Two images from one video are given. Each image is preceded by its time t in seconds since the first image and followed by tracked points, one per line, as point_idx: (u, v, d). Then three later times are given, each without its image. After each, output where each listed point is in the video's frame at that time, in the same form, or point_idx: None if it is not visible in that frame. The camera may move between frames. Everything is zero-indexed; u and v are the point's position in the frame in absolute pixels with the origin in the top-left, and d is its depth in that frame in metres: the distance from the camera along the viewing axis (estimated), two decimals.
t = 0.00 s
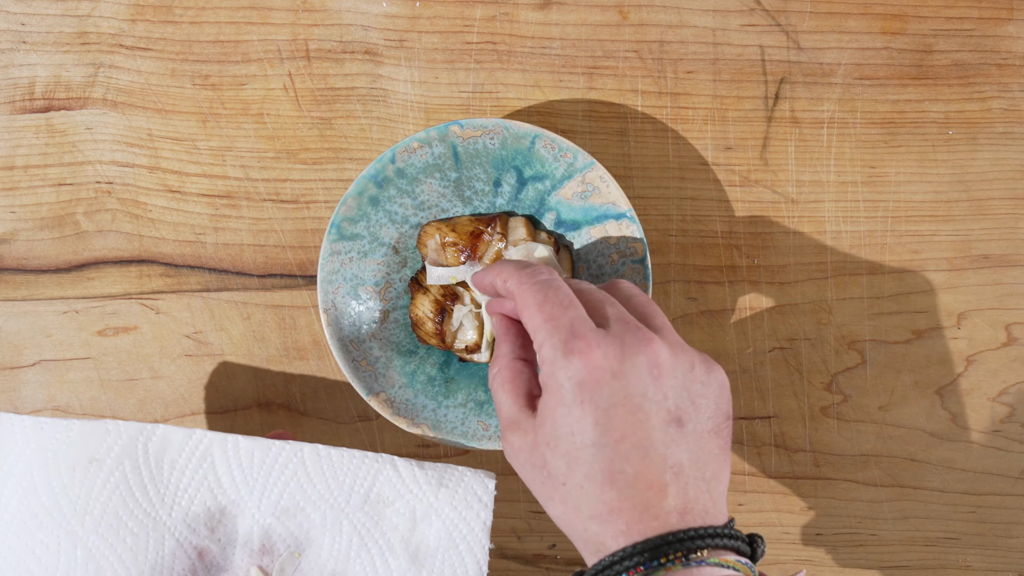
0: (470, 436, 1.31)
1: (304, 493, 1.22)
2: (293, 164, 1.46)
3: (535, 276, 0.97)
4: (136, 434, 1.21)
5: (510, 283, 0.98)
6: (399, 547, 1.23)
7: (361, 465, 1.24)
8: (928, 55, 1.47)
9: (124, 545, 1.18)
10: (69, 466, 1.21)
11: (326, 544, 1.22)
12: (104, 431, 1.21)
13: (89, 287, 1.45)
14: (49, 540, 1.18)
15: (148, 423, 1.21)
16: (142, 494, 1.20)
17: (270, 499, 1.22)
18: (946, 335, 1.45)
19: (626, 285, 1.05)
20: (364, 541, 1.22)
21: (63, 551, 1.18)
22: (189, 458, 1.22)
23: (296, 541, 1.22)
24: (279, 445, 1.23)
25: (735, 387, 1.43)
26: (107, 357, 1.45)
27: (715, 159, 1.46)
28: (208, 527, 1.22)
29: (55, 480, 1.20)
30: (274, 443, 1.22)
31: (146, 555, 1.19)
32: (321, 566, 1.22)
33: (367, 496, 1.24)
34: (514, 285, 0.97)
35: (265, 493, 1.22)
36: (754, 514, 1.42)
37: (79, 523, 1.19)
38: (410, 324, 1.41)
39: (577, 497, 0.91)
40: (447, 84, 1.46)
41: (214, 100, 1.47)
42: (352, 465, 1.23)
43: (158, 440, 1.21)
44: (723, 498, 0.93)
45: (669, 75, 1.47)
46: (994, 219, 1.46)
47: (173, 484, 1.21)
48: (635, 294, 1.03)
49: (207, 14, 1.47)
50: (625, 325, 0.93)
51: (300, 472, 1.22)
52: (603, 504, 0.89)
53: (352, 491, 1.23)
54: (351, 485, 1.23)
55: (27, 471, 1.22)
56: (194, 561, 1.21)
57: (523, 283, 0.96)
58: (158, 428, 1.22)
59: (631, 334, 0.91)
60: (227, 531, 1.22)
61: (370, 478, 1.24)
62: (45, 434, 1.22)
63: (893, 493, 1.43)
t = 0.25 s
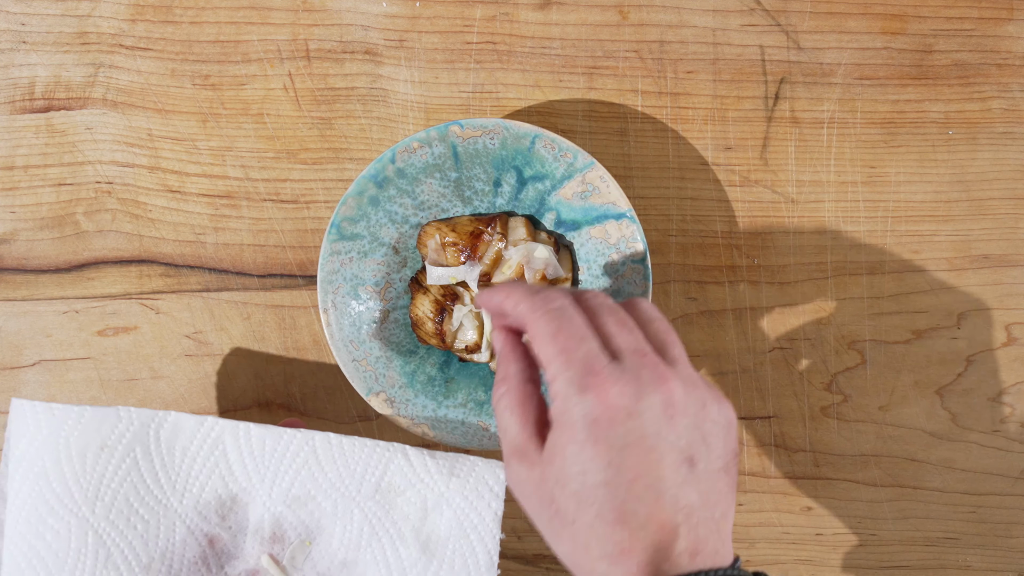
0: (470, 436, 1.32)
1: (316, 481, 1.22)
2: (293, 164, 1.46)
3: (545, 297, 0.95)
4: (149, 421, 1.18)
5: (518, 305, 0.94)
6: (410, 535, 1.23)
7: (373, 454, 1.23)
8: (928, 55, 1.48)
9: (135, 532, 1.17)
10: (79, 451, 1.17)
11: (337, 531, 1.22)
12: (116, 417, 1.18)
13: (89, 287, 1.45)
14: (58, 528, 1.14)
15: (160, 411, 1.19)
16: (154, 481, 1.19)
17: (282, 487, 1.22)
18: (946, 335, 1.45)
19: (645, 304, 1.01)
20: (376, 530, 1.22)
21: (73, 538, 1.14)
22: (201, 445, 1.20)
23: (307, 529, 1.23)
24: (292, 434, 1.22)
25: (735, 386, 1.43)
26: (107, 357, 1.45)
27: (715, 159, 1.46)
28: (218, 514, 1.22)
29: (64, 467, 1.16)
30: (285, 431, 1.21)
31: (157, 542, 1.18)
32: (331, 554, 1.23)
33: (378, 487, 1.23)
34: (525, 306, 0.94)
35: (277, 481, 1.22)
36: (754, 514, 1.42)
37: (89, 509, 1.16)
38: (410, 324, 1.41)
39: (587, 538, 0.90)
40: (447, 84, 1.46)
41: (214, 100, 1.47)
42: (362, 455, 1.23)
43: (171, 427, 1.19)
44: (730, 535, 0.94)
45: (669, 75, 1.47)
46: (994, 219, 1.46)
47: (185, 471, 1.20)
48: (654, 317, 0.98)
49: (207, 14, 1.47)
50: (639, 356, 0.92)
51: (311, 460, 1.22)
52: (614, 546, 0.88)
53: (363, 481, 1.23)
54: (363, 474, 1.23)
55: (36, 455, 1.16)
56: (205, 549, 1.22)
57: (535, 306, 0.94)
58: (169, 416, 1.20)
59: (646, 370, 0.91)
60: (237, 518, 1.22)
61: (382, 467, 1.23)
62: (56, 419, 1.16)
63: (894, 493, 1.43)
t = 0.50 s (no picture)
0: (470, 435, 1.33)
1: (338, 450, 1.09)
2: (294, 164, 1.46)
3: (394, 524, 0.93)
4: (162, 397, 1.13)
5: (361, 472, 0.98)
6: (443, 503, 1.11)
7: (394, 419, 1.09)
8: (928, 55, 1.48)
9: (153, 508, 1.10)
10: (93, 429, 1.13)
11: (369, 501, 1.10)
12: (130, 394, 1.14)
13: (89, 287, 1.45)
14: (77, 508, 1.11)
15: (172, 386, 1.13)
16: (170, 455, 1.11)
17: (303, 456, 1.10)
18: (946, 335, 1.45)
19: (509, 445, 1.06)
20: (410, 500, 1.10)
21: (90, 517, 1.10)
22: (220, 418, 1.11)
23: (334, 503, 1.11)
24: (311, 402, 1.11)
25: (735, 386, 1.43)
26: (107, 357, 1.44)
27: (715, 159, 1.46)
28: (240, 487, 1.11)
29: (81, 444, 1.13)
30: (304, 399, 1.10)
31: (176, 518, 1.10)
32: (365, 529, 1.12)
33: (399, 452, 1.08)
34: (349, 532, 0.93)
35: (298, 449, 1.10)
36: (755, 514, 1.42)
37: (106, 488, 1.11)
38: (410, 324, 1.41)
39: None
40: (447, 85, 1.46)
41: (214, 100, 1.47)
42: (384, 420, 1.10)
43: (186, 401, 1.12)
44: None
45: (669, 75, 1.47)
46: (994, 219, 1.46)
47: (203, 445, 1.11)
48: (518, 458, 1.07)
49: (207, 14, 1.47)
50: (482, 514, 0.92)
51: (331, 428, 1.10)
52: None
53: (384, 448, 1.09)
54: (383, 444, 1.09)
55: (52, 434, 1.13)
56: (226, 523, 1.11)
57: (395, 488, 0.94)
58: (186, 390, 1.13)
59: (454, 539, 0.89)
60: (260, 491, 1.11)
61: (402, 432, 1.09)
62: (69, 398, 1.14)
63: (894, 493, 1.43)
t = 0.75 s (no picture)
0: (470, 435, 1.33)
1: (368, 451, 1.11)
2: (293, 164, 1.46)
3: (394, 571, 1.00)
4: (199, 391, 1.12)
5: (363, 512, 1.04)
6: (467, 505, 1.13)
7: (424, 421, 1.12)
8: (928, 55, 1.48)
9: (183, 501, 1.10)
10: (128, 419, 1.12)
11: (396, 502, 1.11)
12: (165, 386, 1.13)
13: (89, 287, 1.45)
14: (108, 495, 1.11)
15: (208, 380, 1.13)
16: (202, 450, 1.11)
17: (332, 457, 1.11)
18: (946, 334, 1.45)
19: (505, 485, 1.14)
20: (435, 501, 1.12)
21: (121, 505, 1.10)
22: (252, 416, 1.11)
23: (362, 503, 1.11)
24: (342, 402, 1.12)
25: (735, 387, 1.43)
26: (106, 357, 1.44)
27: (715, 159, 1.46)
28: (269, 485, 1.11)
29: (116, 433, 1.12)
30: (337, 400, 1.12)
31: (206, 511, 1.10)
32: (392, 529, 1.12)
33: (431, 455, 1.12)
34: None
35: (329, 449, 1.11)
36: (755, 514, 1.42)
37: (138, 477, 1.11)
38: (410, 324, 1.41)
39: None
40: (447, 85, 1.46)
41: (214, 100, 1.47)
42: (414, 423, 1.12)
43: (220, 397, 1.12)
44: None
45: (669, 75, 1.47)
46: (994, 219, 1.46)
47: (235, 441, 1.11)
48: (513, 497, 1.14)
49: (207, 14, 1.47)
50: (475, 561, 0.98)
51: (362, 428, 1.11)
52: None
53: (414, 450, 1.12)
54: (414, 445, 1.12)
55: (86, 423, 1.12)
56: (255, 520, 1.11)
57: (395, 535, 1.00)
58: (220, 386, 1.13)
59: None
60: (289, 490, 1.12)
61: (433, 435, 1.13)
62: (105, 388, 1.13)
63: (894, 493, 1.43)
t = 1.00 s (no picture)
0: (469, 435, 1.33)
1: (405, 459, 1.12)
2: (293, 164, 1.46)
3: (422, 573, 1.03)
4: (241, 387, 1.12)
5: (400, 509, 1.07)
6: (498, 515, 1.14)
7: (463, 431, 1.13)
8: (928, 55, 1.48)
9: (220, 497, 1.08)
10: (169, 412, 1.12)
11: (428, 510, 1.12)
12: (208, 381, 1.13)
13: (89, 287, 1.45)
14: (147, 486, 1.10)
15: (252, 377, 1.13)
16: (241, 446, 1.10)
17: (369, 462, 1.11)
18: (946, 334, 1.45)
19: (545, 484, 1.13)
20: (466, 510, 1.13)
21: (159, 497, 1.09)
22: (292, 415, 1.12)
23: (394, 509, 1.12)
24: (384, 410, 1.12)
25: (735, 387, 1.43)
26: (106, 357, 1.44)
27: (715, 159, 1.46)
28: (305, 485, 1.11)
29: (157, 426, 1.12)
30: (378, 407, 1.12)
31: (242, 509, 1.08)
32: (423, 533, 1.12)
33: (468, 465, 1.13)
34: (377, 568, 1.02)
35: (366, 455, 1.11)
36: (755, 514, 1.42)
37: (176, 471, 1.10)
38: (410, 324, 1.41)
39: None
40: (447, 85, 1.46)
41: (213, 100, 1.47)
42: (453, 433, 1.13)
43: (262, 393, 1.12)
44: None
45: (669, 75, 1.47)
46: (994, 219, 1.46)
47: (276, 440, 1.11)
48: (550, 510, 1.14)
49: (207, 15, 1.47)
50: (497, 575, 0.99)
51: (400, 436, 1.12)
52: None
53: (451, 461, 1.13)
54: (451, 455, 1.13)
55: (128, 414, 1.12)
56: (289, 521, 1.10)
57: (428, 536, 1.02)
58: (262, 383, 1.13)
59: None
60: (323, 493, 1.11)
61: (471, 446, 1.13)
62: (150, 380, 1.14)
63: (894, 493, 1.43)
